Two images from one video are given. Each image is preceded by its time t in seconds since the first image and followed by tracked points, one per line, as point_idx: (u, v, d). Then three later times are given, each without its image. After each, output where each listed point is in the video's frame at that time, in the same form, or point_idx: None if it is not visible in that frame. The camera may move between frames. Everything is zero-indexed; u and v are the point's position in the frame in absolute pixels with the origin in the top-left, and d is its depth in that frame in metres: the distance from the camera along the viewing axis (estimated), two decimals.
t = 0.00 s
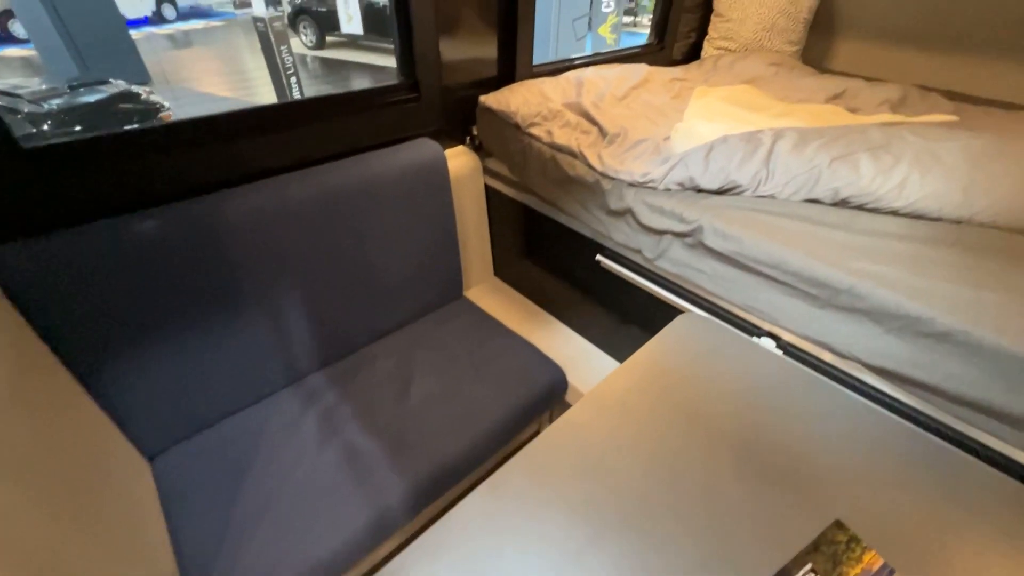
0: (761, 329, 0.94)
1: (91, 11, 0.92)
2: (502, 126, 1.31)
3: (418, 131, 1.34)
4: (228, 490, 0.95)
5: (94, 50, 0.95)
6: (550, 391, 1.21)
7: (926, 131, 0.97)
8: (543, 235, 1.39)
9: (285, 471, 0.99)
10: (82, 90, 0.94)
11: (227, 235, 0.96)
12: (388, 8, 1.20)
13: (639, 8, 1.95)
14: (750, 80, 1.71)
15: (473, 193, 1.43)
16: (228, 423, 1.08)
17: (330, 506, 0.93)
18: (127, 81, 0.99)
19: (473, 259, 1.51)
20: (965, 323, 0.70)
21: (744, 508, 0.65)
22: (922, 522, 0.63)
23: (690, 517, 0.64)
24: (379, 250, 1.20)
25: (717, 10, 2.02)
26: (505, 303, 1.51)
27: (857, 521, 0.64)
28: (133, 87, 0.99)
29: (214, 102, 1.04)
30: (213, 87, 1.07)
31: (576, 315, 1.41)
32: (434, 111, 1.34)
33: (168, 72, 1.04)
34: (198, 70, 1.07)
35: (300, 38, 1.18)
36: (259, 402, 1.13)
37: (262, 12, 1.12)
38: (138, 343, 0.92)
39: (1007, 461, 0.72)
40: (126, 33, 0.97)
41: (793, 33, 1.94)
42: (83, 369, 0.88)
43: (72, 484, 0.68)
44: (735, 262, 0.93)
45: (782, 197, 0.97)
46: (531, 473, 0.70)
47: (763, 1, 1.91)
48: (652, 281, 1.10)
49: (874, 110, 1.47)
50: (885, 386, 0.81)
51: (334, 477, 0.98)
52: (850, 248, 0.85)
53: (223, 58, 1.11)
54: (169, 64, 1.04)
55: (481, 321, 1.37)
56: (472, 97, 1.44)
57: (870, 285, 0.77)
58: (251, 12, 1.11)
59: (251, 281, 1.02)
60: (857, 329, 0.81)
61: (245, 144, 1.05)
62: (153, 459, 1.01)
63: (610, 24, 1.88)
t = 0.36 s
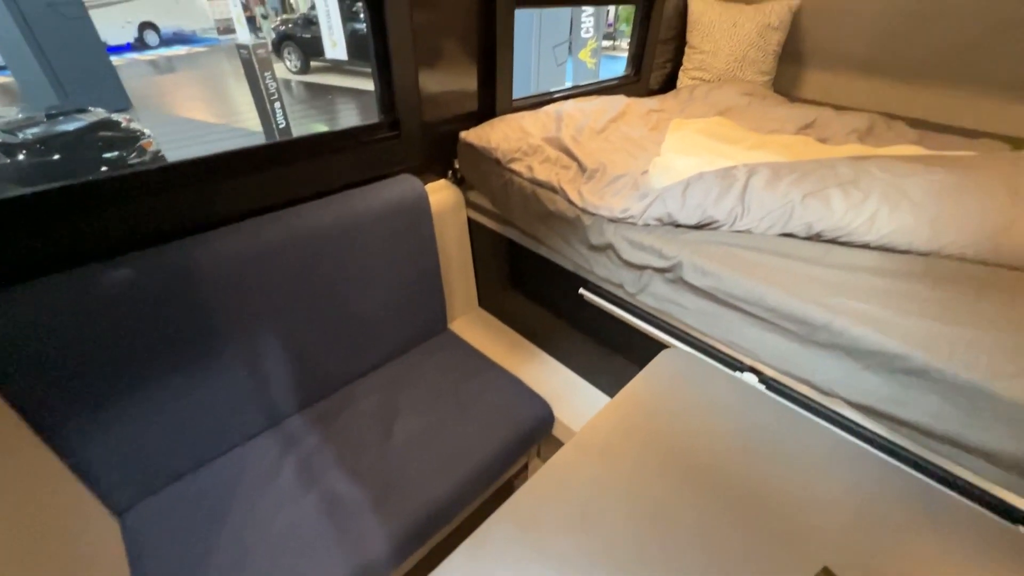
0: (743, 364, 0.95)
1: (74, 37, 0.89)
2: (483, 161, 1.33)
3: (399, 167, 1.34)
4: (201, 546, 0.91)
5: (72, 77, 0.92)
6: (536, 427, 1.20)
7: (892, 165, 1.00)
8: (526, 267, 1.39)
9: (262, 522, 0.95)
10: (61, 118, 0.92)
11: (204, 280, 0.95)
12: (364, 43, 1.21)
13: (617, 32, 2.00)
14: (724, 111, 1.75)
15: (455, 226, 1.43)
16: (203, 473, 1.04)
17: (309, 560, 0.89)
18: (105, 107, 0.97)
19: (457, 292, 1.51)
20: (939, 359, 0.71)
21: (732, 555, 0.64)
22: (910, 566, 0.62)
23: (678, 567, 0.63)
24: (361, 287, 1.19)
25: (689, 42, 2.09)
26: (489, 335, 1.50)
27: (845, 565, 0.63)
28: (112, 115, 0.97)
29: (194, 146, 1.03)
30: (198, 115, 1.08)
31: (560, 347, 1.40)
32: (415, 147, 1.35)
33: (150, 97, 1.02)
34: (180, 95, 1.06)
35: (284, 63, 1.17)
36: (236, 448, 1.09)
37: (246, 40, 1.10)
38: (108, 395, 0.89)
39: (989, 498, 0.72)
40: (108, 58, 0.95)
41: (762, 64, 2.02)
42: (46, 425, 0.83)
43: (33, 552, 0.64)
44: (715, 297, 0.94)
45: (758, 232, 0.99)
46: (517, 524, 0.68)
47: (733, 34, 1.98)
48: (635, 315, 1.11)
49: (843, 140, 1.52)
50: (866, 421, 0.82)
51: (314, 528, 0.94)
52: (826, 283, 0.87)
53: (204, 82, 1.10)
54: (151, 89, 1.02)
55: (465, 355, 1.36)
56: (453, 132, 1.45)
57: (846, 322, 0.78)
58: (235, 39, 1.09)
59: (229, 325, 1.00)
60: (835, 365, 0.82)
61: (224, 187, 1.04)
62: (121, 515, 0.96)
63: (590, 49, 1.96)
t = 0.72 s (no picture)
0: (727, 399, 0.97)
1: (51, 65, 0.86)
2: (466, 197, 1.34)
3: (381, 204, 1.35)
4: None
5: (48, 106, 0.87)
6: (524, 465, 1.18)
7: (861, 200, 1.03)
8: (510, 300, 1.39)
9: None
10: (36, 149, 0.87)
11: (182, 327, 0.93)
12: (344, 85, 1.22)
13: (595, 59, 2.02)
14: (699, 142, 1.81)
15: (438, 260, 1.43)
16: (176, 528, 0.99)
17: None
18: (82, 136, 0.92)
19: (441, 325, 1.50)
20: (916, 395, 0.72)
21: None
22: None
23: None
24: (342, 326, 1.18)
25: (664, 75, 2.16)
26: (475, 369, 1.48)
27: None
28: (89, 145, 0.93)
29: (176, 189, 1.03)
30: (181, 143, 1.06)
31: (547, 379, 1.40)
32: (398, 183, 1.36)
33: (130, 126, 0.98)
34: (162, 122, 1.03)
35: (266, 90, 1.15)
36: (212, 499, 1.05)
37: (229, 68, 1.07)
38: (80, 454, 0.85)
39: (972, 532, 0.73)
40: (85, 87, 0.91)
41: (734, 96, 2.09)
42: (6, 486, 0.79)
43: None
44: (697, 332, 0.95)
45: (736, 266, 1.01)
46: None
47: (704, 68, 2.06)
48: (620, 349, 1.12)
49: (814, 170, 1.57)
50: (850, 456, 0.83)
51: None
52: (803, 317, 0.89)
53: (185, 107, 1.07)
54: (131, 118, 0.98)
55: (450, 390, 1.34)
56: (435, 168, 1.47)
57: (825, 358, 0.80)
58: (218, 66, 1.06)
59: (206, 371, 0.97)
60: (817, 400, 0.83)
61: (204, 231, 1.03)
62: None
63: (569, 74, 1.99)
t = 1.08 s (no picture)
0: (714, 434, 0.97)
1: (30, 98, 0.84)
2: (450, 232, 1.35)
3: (366, 240, 1.35)
4: None
5: (22, 137, 0.86)
6: (514, 503, 1.15)
7: (835, 232, 1.07)
8: (496, 334, 1.39)
9: None
10: (11, 180, 0.86)
11: (159, 375, 0.90)
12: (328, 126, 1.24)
13: (576, 85, 2.04)
14: (678, 172, 1.86)
15: (424, 293, 1.42)
16: None
17: None
18: (56, 165, 0.92)
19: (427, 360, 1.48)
20: (898, 429, 0.74)
21: None
22: None
23: None
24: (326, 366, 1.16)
25: (641, 107, 2.23)
26: (462, 403, 1.46)
27: None
28: (66, 174, 0.92)
29: (158, 231, 1.02)
30: (161, 171, 1.06)
31: (535, 413, 1.38)
32: (382, 219, 1.36)
33: (109, 155, 0.98)
34: (142, 149, 1.03)
35: (249, 118, 1.15)
36: (187, 554, 0.99)
37: (212, 97, 1.08)
38: (46, 513, 0.81)
39: (961, 565, 0.73)
40: (63, 115, 0.90)
41: (709, 127, 2.17)
42: None
43: None
44: (682, 367, 0.96)
45: (718, 299, 1.03)
46: None
47: (680, 101, 2.14)
48: (607, 384, 1.12)
49: (788, 200, 1.62)
50: (838, 490, 0.83)
51: None
52: (785, 351, 0.90)
53: (166, 135, 1.07)
54: (110, 146, 0.98)
55: (437, 427, 1.31)
56: (419, 202, 1.48)
57: (808, 392, 0.81)
58: (202, 95, 1.07)
59: (183, 419, 0.94)
60: (802, 434, 0.84)
61: (185, 274, 1.01)
62: None
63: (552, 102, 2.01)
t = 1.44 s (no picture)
0: (702, 468, 0.97)
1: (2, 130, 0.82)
2: (433, 266, 1.35)
3: (348, 276, 1.34)
4: None
5: None
6: (501, 544, 1.12)
7: (809, 262, 1.10)
8: (480, 368, 1.38)
9: None
10: None
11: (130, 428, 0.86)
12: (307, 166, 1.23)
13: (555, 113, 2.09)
14: (656, 201, 1.90)
15: (407, 328, 1.41)
16: None
17: None
18: (26, 197, 0.89)
19: (411, 396, 1.45)
20: (880, 461, 0.74)
21: None
22: None
23: None
24: (307, 407, 1.13)
25: (619, 138, 2.30)
26: (447, 439, 1.43)
27: None
28: (35, 207, 0.89)
29: (134, 274, 0.99)
30: (138, 201, 1.05)
31: (522, 447, 1.36)
32: (365, 254, 1.36)
33: (84, 185, 0.96)
34: (118, 178, 1.02)
35: (230, 147, 1.13)
36: None
37: (193, 128, 1.05)
38: None
39: None
40: (36, 146, 0.87)
41: (685, 157, 2.24)
42: None
43: None
44: (668, 400, 0.96)
45: (699, 331, 1.04)
46: None
47: (655, 132, 2.21)
48: (593, 418, 1.11)
49: (762, 228, 1.67)
50: (827, 524, 0.83)
51: None
52: (767, 382, 0.91)
53: (145, 162, 1.05)
54: (85, 175, 0.96)
55: (422, 465, 1.28)
56: (402, 236, 1.48)
57: (791, 424, 0.82)
58: (182, 125, 1.04)
59: (155, 471, 0.89)
60: (788, 467, 0.84)
61: (161, 317, 0.98)
62: None
63: (532, 129, 2.06)
